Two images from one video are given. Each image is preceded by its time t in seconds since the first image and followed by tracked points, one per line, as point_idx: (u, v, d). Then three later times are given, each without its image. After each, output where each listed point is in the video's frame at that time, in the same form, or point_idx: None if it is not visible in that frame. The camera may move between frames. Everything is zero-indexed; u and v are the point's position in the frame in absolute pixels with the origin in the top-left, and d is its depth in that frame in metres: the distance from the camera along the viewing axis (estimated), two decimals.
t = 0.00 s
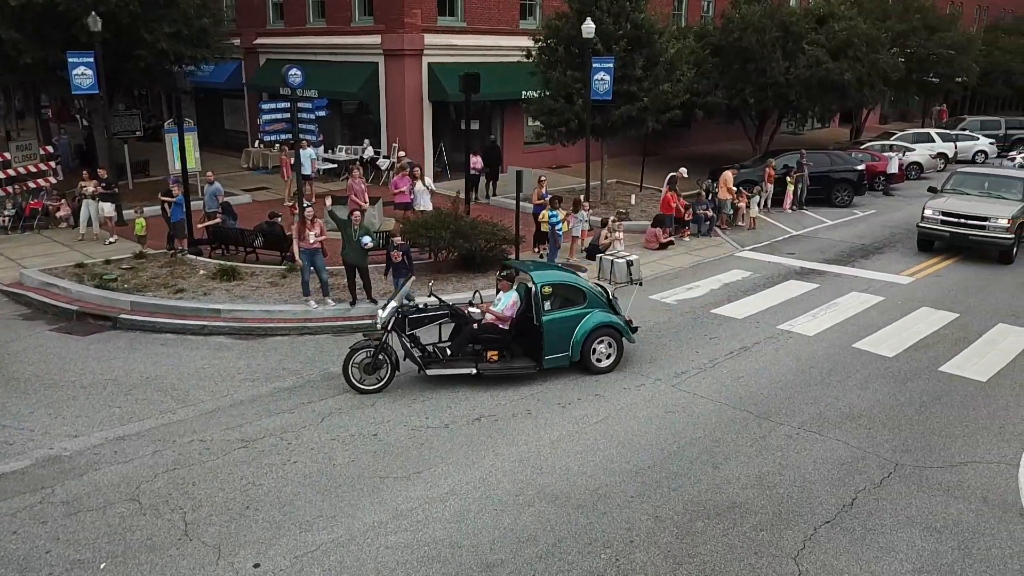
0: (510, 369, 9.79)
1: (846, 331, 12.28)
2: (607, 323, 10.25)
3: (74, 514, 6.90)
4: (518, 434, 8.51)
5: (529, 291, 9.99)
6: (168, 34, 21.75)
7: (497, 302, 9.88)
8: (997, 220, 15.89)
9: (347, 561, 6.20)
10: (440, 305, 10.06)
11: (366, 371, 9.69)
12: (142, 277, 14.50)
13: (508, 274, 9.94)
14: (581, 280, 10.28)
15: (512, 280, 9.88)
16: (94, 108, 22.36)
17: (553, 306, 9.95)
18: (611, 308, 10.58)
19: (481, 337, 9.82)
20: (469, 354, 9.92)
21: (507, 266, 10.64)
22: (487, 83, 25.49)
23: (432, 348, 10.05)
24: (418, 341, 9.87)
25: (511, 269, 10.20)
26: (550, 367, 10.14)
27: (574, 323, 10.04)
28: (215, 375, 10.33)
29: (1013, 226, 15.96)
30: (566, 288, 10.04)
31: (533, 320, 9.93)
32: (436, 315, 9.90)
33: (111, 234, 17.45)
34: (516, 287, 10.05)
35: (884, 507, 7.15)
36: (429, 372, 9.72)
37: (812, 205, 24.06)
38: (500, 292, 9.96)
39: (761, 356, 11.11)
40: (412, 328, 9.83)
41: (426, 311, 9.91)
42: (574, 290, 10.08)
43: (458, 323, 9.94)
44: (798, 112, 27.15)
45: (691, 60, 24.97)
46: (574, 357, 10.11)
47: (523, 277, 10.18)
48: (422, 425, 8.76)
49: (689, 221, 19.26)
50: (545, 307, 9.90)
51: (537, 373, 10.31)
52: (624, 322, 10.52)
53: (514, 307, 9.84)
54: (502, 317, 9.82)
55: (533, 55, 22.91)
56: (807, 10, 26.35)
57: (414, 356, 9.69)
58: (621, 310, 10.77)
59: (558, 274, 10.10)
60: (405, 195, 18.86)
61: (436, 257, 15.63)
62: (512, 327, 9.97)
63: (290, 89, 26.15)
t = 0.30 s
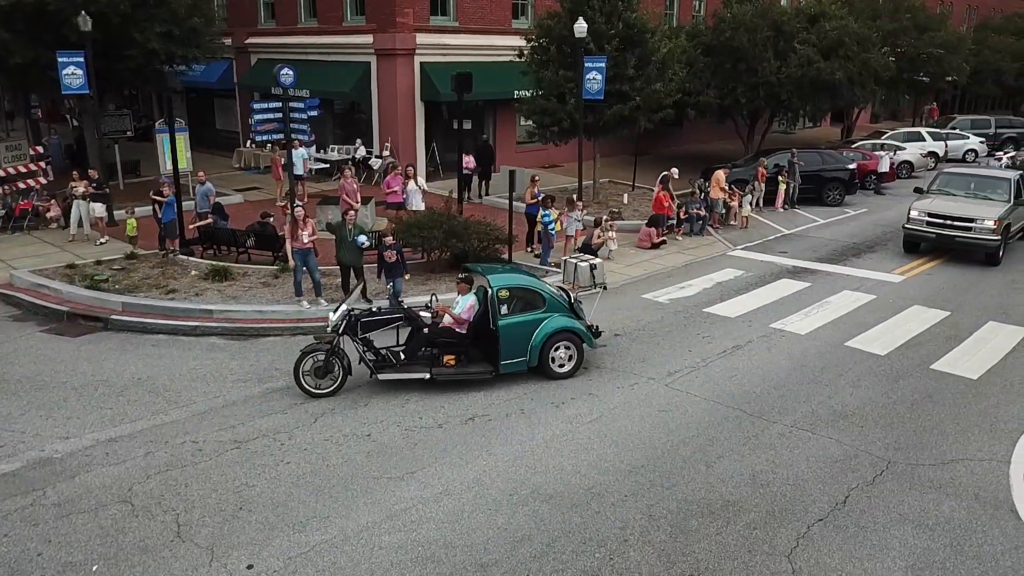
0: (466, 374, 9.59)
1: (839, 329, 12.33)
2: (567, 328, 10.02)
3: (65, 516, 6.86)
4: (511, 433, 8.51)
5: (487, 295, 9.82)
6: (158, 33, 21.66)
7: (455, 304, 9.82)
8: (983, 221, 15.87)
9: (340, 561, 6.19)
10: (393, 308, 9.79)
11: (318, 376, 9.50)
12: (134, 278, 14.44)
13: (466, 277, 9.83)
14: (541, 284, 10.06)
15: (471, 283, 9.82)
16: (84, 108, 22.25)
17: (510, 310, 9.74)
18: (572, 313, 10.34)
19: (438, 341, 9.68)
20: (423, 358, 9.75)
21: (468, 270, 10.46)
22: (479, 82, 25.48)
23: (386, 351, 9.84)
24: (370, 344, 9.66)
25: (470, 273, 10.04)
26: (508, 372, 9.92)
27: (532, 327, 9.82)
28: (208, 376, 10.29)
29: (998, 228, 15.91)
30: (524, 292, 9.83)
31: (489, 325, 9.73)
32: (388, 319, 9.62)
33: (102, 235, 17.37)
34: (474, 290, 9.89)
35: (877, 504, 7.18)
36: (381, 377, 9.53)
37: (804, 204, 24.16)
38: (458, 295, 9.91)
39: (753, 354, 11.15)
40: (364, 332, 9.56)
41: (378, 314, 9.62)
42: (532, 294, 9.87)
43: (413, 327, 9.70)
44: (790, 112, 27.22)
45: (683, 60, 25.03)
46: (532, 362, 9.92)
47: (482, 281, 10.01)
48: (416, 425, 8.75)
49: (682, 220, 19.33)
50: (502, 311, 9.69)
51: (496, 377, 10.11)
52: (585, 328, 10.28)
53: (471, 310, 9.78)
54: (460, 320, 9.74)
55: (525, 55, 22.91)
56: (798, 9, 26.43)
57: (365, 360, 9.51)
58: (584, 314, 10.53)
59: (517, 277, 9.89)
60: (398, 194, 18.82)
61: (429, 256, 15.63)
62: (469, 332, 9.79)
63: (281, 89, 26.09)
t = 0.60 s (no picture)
0: (417, 379, 9.43)
1: (829, 327, 12.38)
2: (524, 333, 9.85)
3: (56, 518, 6.83)
4: (503, 432, 8.52)
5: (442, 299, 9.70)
6: (148, 33, 21.57)
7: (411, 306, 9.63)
8: (967, 223, 15.77)
9: (333, 561, 6.18)
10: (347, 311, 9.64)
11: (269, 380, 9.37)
12: (124, 278, 14.37)
13: (423, 281, 9.72)
14: (499, 288, 9.94)
15: (427, 287, 9.76)
16: (73, 108, 22.12)
17: (465, 315, 9.61)
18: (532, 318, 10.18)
19: (391, 345, 9.52)
20: (375, 362, 9.61)
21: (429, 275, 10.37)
22: (470, 82, 25.46)
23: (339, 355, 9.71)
24: (322, 347, 9.53)
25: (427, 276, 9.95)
26: (463, 377, 9.76)
27: (487, 332, 9.67)
28: (199, 377, 10.25)
29: (983, 229, 15.84)
30: (480, 296, 9.69)
31: (443, 329, 9.60)
32: (339, 322, 9.48)
33: (91, 236, 17.28)
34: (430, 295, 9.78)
35: (868, 501, 7.22)
36: (331, 381, 9.41)
37: (794, 203, 24.25)
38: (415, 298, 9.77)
39: (744, 352, 11.19)
40: (315, 335, 9.45)
41: (330, 317, 9.48)
42: (488, 299, 9.74)
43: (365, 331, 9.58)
44: (780, 111, 27.31)
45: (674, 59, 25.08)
46: (488, 368, 9.76)
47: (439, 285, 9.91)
48: (409, 424, 8.74)
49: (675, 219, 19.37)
50: (456, 315, 9.55)
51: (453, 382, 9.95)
52: (544, 333, 10.10)
53: (426, 314, 9.56)
54: (414, 323, 9.54)
55: (516, 54, 22.90)
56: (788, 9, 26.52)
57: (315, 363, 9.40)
58: (545, 320, 10.35)
59: (473, 281, 9.78)
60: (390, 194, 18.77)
61: (421, 256, 15.61)
62: (424, 336, 9.63)
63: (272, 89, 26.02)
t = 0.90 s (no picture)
0: (367, 384, 9.28)
1: (818, 325, 12.45)
2: (477, 337, 9.68)
3: (44, 521, 6.78)
4: (493, 432, 8.53)
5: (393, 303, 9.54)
6: (135, 33, 21.45)
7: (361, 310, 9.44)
8: (949, 224, 15.72)
9: (324, 562, 6.17)
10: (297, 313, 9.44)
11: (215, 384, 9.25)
12: (112, 279, 14.29)
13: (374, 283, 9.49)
14: (453, 292, 9.80)
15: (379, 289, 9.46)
16: (59, 108, 21.97)
17: (416, 319, 9.45)
18: (487, 323, 10.03)
19: (341, 348, 9.33)
20: (324, 366, 9.42)
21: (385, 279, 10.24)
22: (459, 81, 25.44)
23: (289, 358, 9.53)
24: (271, 350, 9.34)
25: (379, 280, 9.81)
26: (415, 382, 9.61)
27: (438, 337, 9.51)
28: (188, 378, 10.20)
29: (965, 230, 15.78)
30: (431, 300, 9.54)
31: (394, 334, 9.44)
32: (288, 325, 9.29)
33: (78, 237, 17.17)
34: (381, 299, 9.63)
35: (857, 498, 7.26)
36: (278, 385, 9.22)
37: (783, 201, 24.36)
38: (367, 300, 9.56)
39: (734, 350, 11.25)
40: (263, 337, 9.24)
41: (279, 319, 9.28)
42: (440, 303, 9.59)
43: (315, 334, 9.39)
44: (768, 110, 27.41)
45: (662, 58, 25.14)
46: (440, 373, 9.60)
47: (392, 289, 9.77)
48: (399, 424, 8.73)
49: (665, 218, 19.42)
50: (406, 319, 9.39)
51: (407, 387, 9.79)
52: (499, 338, 9.92)
53: (377, 317, 9.41)
54: (364, 327, 9.37)
55: (504, 54, 22.89)
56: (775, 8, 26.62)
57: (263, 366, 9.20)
58: (502, 325, 10.19)
59: (425, 285, 9.63)
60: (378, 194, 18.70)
61: (410, 255, 15.58)
62: (375, 340, 9.45)
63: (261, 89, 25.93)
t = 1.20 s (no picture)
0: (315, 389, 9.12)
1: (809, 324, 12.50)
2: (429, 341, 9.51)
3: (33, 523, 6.73)
4: (484, 432, 8.51)
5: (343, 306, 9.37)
6: (123, 32, 21.33)
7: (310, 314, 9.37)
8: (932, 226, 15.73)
9: (316, 562, 6.16)
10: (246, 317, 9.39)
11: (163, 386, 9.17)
12: (101, 280, 14.21)
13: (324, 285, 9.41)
14: (407, 295, 9.58)
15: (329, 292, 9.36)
16: (46, 108, 21.82)
17: (366, 322, 9.26)
18: (442, 327, 9.86)
19: (291, 351, 9.23)
20: (272, 371, 9.31)
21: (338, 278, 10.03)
22: (450, 81, 25.41)
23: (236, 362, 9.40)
24: (219, 354, 9.21)
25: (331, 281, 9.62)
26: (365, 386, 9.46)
27: (388, 341, 9.33)
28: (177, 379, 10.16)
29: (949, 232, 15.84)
30: (382, 303, 9.32)
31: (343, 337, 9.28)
32: (236, 328, 9.22)
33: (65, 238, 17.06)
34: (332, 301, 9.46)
35: (847, 495, 7.29)
36: (225, 389, 9.05)
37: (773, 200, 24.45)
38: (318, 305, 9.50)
39: (724, 349, 11.29)
40: (212, 340, 9.14)
41: (228, 322, 9.21)
42: (391, 306, 9.37)
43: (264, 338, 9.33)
44: (758, 110, 27.49)
45: (652, 57, 25.19)
46: (390, 377, 9.45)
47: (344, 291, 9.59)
48: (390, 424, 8.71)
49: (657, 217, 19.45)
50: (355, 322, 9.21)
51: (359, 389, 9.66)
52: (453, 342, 9.74)
53: (327, 320, 9.30)
54: (314, 330, 9.23)
55: (494, 53, 22.87)
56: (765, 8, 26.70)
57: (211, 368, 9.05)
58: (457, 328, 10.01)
59: (376, 288, 9.42)
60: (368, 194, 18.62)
61: (401, 255, 15.54)
62: (324, 343, 9.31)
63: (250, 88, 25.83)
